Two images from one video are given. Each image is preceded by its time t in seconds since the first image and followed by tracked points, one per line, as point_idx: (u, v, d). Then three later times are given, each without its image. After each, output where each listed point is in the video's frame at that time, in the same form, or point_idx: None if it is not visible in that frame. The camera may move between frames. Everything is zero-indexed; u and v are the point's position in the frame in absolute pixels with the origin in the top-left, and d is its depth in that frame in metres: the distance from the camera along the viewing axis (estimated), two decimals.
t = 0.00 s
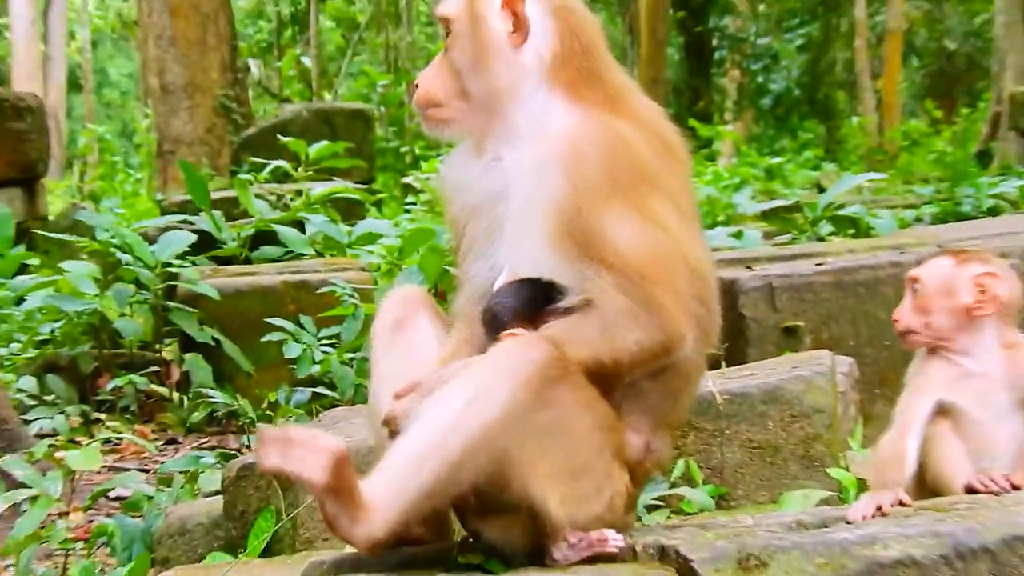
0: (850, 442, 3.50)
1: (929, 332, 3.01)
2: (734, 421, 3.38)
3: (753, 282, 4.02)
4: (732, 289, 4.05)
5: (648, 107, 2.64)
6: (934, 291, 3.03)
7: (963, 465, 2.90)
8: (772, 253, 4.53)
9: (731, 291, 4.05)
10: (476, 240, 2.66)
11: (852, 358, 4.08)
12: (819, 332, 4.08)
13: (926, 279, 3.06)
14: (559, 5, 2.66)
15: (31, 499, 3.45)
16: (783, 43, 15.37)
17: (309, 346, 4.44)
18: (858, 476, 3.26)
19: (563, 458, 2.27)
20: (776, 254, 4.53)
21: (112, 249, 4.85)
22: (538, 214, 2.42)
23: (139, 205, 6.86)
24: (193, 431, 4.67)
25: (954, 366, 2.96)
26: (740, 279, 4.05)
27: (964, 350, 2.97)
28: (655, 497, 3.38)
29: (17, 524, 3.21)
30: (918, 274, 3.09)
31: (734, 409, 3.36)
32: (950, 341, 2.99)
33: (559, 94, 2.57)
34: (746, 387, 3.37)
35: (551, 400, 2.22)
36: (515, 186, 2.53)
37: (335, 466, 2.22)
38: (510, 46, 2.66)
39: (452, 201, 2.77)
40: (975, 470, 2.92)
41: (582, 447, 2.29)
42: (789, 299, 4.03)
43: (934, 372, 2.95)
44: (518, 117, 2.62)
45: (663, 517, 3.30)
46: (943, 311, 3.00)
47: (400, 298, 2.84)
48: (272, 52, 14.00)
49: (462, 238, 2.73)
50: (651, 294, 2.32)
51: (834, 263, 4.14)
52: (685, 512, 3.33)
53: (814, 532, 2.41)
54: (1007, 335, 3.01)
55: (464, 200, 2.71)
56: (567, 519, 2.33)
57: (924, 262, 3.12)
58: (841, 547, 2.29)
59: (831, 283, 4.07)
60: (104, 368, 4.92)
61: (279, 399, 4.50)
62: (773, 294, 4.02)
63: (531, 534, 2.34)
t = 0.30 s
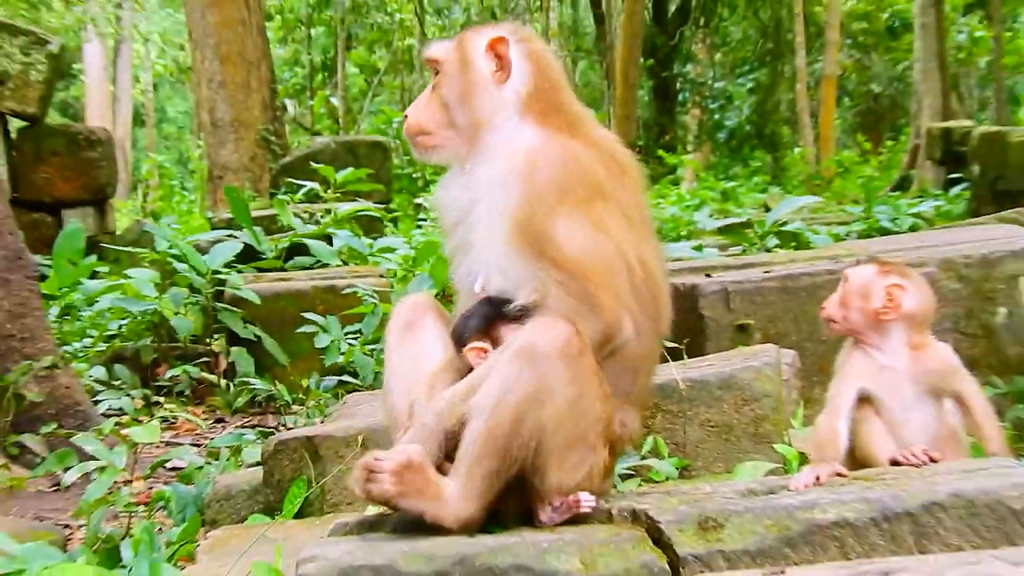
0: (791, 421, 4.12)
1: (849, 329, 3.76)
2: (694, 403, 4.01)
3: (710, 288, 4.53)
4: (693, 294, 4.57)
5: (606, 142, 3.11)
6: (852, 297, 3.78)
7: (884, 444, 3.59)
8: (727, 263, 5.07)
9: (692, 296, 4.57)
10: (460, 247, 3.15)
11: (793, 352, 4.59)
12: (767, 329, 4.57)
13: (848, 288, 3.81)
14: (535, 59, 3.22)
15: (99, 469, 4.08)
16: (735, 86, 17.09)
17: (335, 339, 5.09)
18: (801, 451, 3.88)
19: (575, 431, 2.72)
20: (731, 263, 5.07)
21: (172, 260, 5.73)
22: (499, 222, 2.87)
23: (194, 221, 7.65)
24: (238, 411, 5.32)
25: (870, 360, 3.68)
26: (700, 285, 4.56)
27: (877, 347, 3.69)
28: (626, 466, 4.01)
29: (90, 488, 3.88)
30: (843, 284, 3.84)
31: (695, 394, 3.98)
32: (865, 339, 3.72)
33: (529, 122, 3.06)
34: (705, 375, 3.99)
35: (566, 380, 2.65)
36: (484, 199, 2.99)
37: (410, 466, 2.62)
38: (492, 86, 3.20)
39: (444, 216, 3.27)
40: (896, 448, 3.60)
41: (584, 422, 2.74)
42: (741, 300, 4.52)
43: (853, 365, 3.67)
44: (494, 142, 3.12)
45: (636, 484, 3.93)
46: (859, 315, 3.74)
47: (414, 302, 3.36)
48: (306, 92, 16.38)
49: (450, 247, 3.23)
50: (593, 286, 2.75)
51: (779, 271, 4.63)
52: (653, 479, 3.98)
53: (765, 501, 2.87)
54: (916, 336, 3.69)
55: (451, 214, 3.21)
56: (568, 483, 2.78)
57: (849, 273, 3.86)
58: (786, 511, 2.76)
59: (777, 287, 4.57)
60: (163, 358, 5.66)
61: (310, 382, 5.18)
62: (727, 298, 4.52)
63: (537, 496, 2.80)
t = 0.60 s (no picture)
0: (737, 399, 4.93)
1: (776, 321, 4.43)
2: (654, 384, 4.77)
3: (666, 288, 5.33)
4: (652, 293, 5.37)
5: (568, 168, 3.83)
6: (777, 293, 4.43)
7: (811, 419, 4.27)
8: (681, 267, 5.90)
9: (651, 295, 5.37)
10: (444, 247, 3.87)
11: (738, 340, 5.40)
12: (715, 322, 5.37)
13: (775, 284, 4.47)
14: (510, 101, 3.98)
15: (153, 439, 4.83)
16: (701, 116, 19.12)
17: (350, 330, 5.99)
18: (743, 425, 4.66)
19: (544, 410, 3.44)
20: (685, 267, 5.90)
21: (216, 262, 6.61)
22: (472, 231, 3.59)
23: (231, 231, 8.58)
24: (270, 390, 6.10)
25: (795, 346, 4.35)
26: (658, 286, 5.36)
27: (800, 335, 4.37)
28: (597, 436, 4.75)
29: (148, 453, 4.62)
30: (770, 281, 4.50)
31: (654, 376, 4.76)
32: (789, 328, 4.40)
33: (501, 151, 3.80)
34: (663, 361, 4.78)
35: (535, 364, 3.37)
36: (462, 210, 3.72)
37: (417, 456, 3.45)
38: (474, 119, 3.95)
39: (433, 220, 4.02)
40: (822, 423, 4.28)
41: (550, 400, 3.45)
42: (693, 298, 5.32)
43: (781, 351, 4.34)
44: (474, 161, 3.87)
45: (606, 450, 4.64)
46: (783, 308, 4.41)
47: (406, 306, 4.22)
48: (326, 121, 21.53)
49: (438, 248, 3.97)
50: (549, 283, 3.45)
51: (724, 274, 5.45)
52: (618, 447, 4.70)
53: (713, 467, 3.45)
54: (832, 323, 4.39)
55: (438, 220, 3.95)
56: (538, 451, 3.51)
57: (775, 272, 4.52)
58: (731, 477, 3.34)
59: (723, 288, 5.38)
60: (207, 345, 6.57)
61: (331, 363, 6.07)
62: (681, 297, 5.31)
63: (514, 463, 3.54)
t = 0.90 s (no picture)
0: (712, 386, 5.53)
1: (737, 320, 4.98)
2: (638, 372, 5.37)
3: (649, 287, 5.97)
4: (637, 291, 6.01)
5: (531, 172, 4.34)
6: (736, 295, 4.99)
7: (776, 405, 4.77)
8: (663, 268, 6.56)
9: (636, 292, 6.02)
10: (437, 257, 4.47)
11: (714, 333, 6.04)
12: (694, 318, 6.00)
13: (734, 288, 5.02)
14: (477, 119, 4.51)
15: (189, 421, 5.41)
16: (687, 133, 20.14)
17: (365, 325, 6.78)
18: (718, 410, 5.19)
19: (527, 397, 4.02)
20: (667, 268, 6.56)
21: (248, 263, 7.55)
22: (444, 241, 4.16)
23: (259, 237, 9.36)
24: (295, 377, 7.07)
25: (756, 341, 4.88)
26: (642, 285, 6.00)
27: (760, 330, 4.91)
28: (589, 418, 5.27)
29: (186, 434, 5.19)
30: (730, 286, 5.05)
31: (639, 366, 5.35)
32: (750, 326, 4.94)
33: (469, 165, 4.34)
34: (648, 354, 5.37)
35: (514, 355, 3.92)
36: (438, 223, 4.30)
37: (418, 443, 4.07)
38: (443, 138, 4.48)
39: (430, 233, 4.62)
40: (786, 409, 4.79)
41: (530, 386, 4.02)
42: (673, 296, 5.96)
43: (745, 346, 4.86)
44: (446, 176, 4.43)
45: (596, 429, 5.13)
46: (744, 309, 4.95)
47: (409, 327, 4.80)
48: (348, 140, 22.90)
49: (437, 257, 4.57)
50: (512, 282, 4.00)
51: (702, 276, 6.08)
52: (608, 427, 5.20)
53: (691, 449, 3.96)
54: (787, 318, 4.94)
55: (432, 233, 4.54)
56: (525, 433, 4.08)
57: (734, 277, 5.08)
58: (708, 457, 3.86)
59: (701, 287, 6.01)
60: (240, 337, 7.44)
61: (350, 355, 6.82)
62: (663, 295, 5.96)
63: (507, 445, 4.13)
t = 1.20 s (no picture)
0: (719, 389, 5.52)
1: (741, 327, 4.94)
2: (645, 376, 5.36)
3: (655, 290, 5.98)
4: (644, 294, 6.02)
5: (509, 176, 4.33)
6: (738, 302, 4.95)
7: (783, 410, 4.76)
8: (670, 272, 6.57)
9: (643, 295, 6.02)
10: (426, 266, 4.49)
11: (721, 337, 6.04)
12: (700, 322, 6.01)
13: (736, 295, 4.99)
14: (452, 127, 4.52)
15: (196, 424, 5.42)
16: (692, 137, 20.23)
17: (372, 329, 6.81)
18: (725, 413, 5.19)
19: (527, 399, 4.03)
20: (674, 272, 6.57)
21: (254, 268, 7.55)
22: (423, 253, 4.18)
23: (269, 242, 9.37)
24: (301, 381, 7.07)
25: (759, 346, 4.85)
26: (649, 288, 6.01)
27: (764, 335, 4.87)
28: (595, 422, 5.28)
29: (192, 438, 5.19)
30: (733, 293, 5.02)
31: (646, 369, 5.35)
32: (754, 331, 4.90)
33: (446, 174, 4.36)
34: (655, 356, 5.37)
35: (510, 355, 3.95)
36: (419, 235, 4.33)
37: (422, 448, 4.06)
38: (422, 149, 4.52)
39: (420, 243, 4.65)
40: (792, 412, 4.78)
41: (527, 388, 4.02)
42: (679, 300, 5.97)
43: (748, 350, 4.83)
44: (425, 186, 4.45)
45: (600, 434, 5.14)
46: (746, 315, 4.91)
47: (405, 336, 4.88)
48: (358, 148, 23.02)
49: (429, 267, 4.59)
50: (490, 286, 4.00)
51: (709, 279, 6.09)
52: (613, 431, 5.21)
53: (698, 452, 3.95)
54: (792, 321, 4.87)
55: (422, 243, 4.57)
56: (525, 436, 4.09)
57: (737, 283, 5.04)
58: (715, 460, 3.85)
59: (707, 290, 6.02)
60: (246, 341, 7.45)
61: (356, 360, 6.90)
62: (669, 298, 5.96)
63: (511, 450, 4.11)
